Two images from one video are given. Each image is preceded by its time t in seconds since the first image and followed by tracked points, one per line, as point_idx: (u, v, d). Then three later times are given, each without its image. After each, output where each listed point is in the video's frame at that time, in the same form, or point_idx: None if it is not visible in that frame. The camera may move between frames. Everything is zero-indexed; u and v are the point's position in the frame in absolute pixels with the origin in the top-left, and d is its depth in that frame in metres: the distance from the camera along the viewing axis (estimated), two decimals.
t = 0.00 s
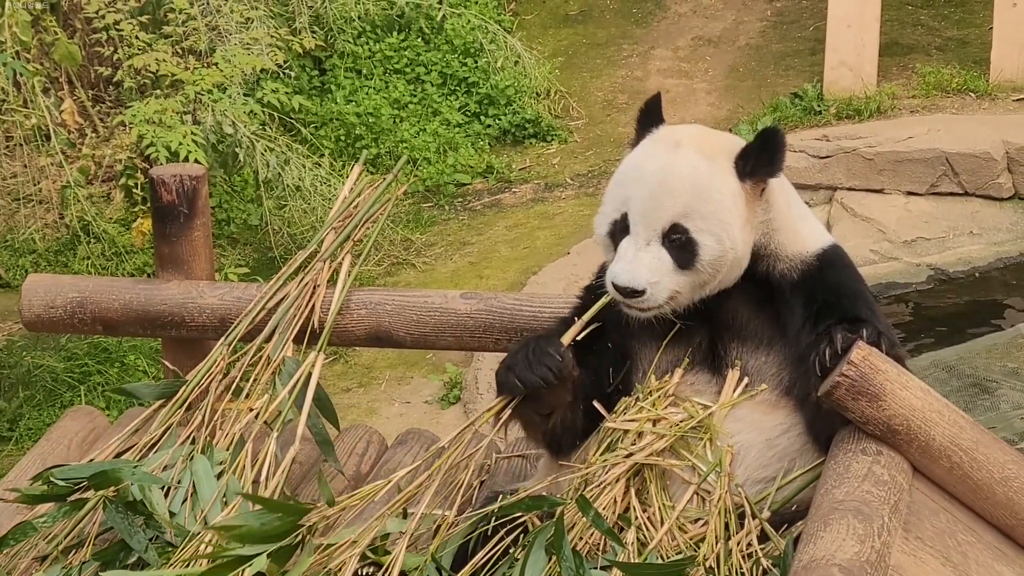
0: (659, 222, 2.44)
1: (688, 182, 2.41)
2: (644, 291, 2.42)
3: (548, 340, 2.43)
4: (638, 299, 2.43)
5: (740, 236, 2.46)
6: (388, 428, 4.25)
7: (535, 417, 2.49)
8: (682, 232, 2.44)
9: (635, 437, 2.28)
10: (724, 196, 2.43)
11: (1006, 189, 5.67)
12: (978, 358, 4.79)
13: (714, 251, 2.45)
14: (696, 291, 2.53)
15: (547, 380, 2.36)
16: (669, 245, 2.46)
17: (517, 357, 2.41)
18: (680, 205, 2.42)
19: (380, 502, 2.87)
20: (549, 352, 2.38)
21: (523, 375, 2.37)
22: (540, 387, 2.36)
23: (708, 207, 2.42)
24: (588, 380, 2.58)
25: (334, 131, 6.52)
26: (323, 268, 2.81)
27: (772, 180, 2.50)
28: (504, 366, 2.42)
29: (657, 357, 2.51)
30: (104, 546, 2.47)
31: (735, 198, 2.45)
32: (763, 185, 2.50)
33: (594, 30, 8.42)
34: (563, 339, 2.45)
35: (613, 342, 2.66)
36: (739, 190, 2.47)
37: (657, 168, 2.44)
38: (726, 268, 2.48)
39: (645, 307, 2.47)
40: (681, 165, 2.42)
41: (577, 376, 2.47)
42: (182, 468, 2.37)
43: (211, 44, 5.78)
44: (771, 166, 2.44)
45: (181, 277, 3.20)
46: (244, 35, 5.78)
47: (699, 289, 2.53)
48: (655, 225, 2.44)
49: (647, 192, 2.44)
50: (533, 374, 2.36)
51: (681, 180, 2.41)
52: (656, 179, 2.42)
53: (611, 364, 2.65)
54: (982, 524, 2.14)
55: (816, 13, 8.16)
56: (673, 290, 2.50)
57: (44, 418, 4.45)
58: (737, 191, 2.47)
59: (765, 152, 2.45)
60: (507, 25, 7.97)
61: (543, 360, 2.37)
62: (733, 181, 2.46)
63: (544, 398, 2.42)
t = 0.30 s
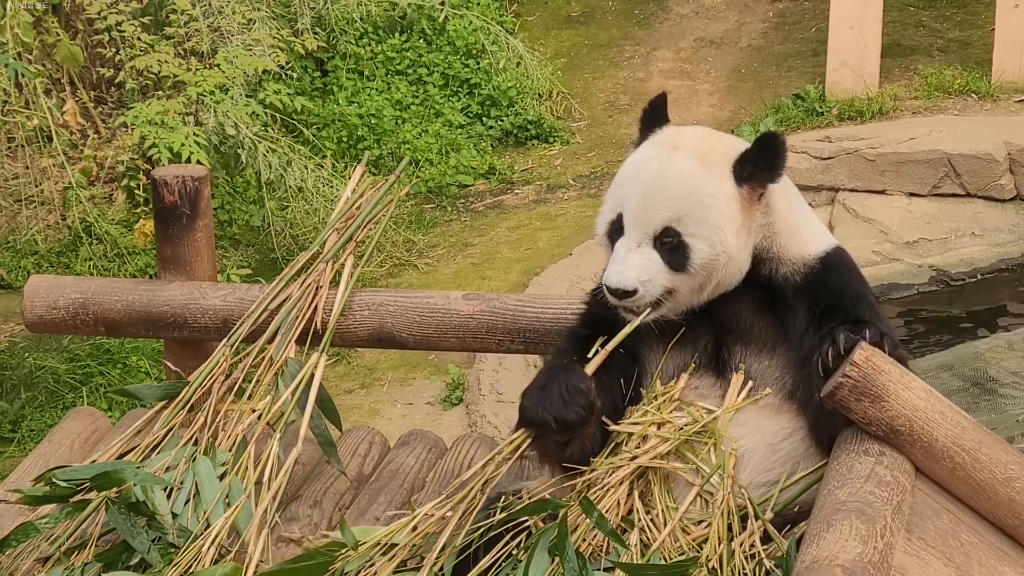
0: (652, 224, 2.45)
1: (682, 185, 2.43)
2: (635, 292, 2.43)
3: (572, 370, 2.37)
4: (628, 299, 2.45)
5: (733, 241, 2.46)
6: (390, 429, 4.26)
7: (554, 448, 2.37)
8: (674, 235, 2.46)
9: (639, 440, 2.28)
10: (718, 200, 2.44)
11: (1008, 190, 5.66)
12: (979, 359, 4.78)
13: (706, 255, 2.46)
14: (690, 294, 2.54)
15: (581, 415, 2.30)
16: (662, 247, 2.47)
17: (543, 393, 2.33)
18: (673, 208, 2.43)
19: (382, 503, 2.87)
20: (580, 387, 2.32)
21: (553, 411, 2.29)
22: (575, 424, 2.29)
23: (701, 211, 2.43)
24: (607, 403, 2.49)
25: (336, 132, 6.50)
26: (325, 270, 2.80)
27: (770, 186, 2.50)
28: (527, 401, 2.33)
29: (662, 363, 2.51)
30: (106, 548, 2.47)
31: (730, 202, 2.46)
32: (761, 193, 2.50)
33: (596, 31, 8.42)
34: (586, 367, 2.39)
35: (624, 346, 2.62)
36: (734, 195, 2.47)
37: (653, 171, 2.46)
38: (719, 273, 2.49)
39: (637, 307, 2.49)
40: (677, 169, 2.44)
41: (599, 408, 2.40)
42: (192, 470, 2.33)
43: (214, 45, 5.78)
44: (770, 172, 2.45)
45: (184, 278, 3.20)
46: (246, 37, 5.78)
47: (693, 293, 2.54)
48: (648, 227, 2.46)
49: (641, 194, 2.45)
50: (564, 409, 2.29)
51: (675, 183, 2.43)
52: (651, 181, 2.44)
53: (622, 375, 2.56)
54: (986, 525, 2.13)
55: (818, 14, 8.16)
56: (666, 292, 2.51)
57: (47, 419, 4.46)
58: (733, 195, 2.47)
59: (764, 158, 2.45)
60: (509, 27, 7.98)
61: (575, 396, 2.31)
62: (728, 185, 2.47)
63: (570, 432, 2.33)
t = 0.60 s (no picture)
0: (637, 225, 2.47)
1: (669, 188, 2.44)
2: (620, 291, 2.48)
3: (605, 354, 2.43)
4: (615, 297, 2.50)
5: (719, 244, 2.46)
6: (391, 429, 4.26)
7: (583, 439, 2.37)
8: (660, 237, 2.47)
9: (642, 440, 2.27)
10: (704, 203, 2.44)
11: (1009, 190, 5.66)
12: (980, 359, 4.78)
13: (691, 258, 2.46)
14: (681, 295, 2.56)
15: (626, 390, 2.37)
16: (649, 248, 2.49)
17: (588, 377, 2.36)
18: (659, 210, 2.45)
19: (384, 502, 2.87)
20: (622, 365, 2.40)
21: (607, 390, 2.33)
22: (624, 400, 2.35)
23: (687, 213, 2.44)
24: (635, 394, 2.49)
25: (337, 132, 6.50)
26: (327, 269, 2.81)
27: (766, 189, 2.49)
28: (577, 387, 2.34)
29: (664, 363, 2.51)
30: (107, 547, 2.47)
31: (718, 206, 2.46)
32: (752, 197, 2.50)
33: (597, 31, 8.42)
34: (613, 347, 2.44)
35: (630, 343, 2.64)
36: (724, 198, 2.47)
37: (642, 172, 2.48)
38: (706, 275, 2.49)
39: (625, 306, 2.53)
40: (665, 171, 2.45)
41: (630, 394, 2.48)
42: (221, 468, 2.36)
43: (214, 45, 5.78)
44: (765, 177, 2.41)
45: (185, 277, 3.20)
46: (247, 36, 5.77)
47: (685, 294, 2.56)
48: (634, 228, 2.48)
49: (629, 195, 2.48)
50: (615, 387, 2.34)
51: (662, 185, 2.44)
52: (638, 182, 2.47)
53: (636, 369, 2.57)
54: (988, 525, 2.13)
55: (819, 14, 8.16)
56: (654, 293, 2.53)
57: (48, 418, 4.45)
58: (723, 198, 2.47)
59: (761, 162, 2.42)
60: (510, 26, 7.98)
61: (620, 374, 2.38)
62: (718, 189, 2.46)
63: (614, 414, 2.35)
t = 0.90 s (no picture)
0: (644, 228, 2.45)
1: (674, 189, 2.42)
2: (629, 295, 2.46)
3: (603, 348, 2.41)
4: (624, 301, 2.47)
5: (726, 243, 2.46)
6: (391, 430, 4.26)
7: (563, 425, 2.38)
8: (667, 238, 2.46)
9: (642, 440, 2.28)
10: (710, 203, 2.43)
11: (1009, 192, 5.66)
12: (981, 361, 4.78)
13: (698, 258, 2.45)
14: (687, 296, 2.54)
15: (612, 390, 2.35)
16: (656, 250, 2.47)
17: (578, 370, 2.35)
18: (665, 212, 2.43)
19: (384, 503, 2.87)
20: (614, 366, 2.38)
21: (590, 386, 2.32)
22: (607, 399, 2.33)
23: (693, 214, 2.43)
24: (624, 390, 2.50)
25: (337, 133, 6.50)
26: (327, 271, 2.81)
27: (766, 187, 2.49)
28: (564, 375, 2.34)
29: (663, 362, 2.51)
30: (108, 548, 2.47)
31: (722, 205, 2.46)
32: (756, 194, 2.49)
33: (597, 31, 8.42)
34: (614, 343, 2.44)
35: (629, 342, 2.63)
36: (728, 197, 2.47)
37: (645, 175, 2.46)
38: (713, 275, 2.49)
39: (632, 308, 2.51)
40: (669, 173, 2.44)
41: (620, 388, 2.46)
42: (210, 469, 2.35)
43: (215, 46, 5.78)
44: (767, 175, 2.43)
45: (185, 278, 3.19)
46: (247, 37, 5.78)
47: (690, 295, 2.54)
48: (641, 231, 2.46)
49: (634, 198, 2.46)
50: (600, 384, 2.33)
51: (667, 187, 2.42)
52: (644, 185, 2.45)
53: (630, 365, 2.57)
54: (989, 527, 2.13)
55: (819, 15, 8.16)
56: (661, 295, 2.52)
57: (48, 419, 4.45)
58: (726, 198, 2.47)
59: (759, 161, 2.43)
60: (510, 27, 7.98)
61: (610, 374, 2.35)
62: (721, 188, 2.46)
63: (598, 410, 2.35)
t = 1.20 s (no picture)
0: (662, 231, 2.43)
1: (685, 187, 2.42)
2: (658, 298, 2.41)
3: (614, 321, 2.38)
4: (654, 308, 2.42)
5: (742, 234, 2.46)
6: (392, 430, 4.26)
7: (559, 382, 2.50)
8: (686, 237, 2.44)
9: (642, 440, 2.28)
10: (721, 196, 2.44)
11: (1011, 191, 5.66)
12: (981, 360, 4.78)
13: (720, 252, 2.44)
14: (709, 295, 2.52)
15: (598, 359, 2.35)
16: (676, 251, 2.45)
17: (574, 326, 2.39)
18: (681, 211, 2.42)
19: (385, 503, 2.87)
20: (610, 338, 2.35)
21: (575, 348, 2.36)
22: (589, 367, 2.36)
23: (708, 209, 2.43)
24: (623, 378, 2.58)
25: (338, 132, 6.51)
26: (328, 270, 2.82)
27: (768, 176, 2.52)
28: (559, 329, 2.41)
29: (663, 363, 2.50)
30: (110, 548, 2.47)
31: (734, 197, 2.46)
32: (761, 182, 2.51)
33: (598, 31, 8.42)
34: (630, 324, 2.38)
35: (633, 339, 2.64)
36: (736, 189, 2.48)
37: (652, 178, 2.45)
38: (735, 269, 2.47)
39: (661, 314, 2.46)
40: (676, 172, 2.44)
41: (622, 362, 2.46)
42: (205, 466, 2.26)
43: (216, 45, 5.77)
44: (764, 161, 2.47)
45: (186, 278, 3.19)
46: (248, 37, 5.78)
47: (712, 293, 2.52)
48: (659, 235, 2.43)
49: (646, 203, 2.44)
50: (584, 347, 2.35)
51: (677, 186, 2.42)
52: (653, 188, 2.43)
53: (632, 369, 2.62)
54: (989, 527, 2.13)
55: (820, 15, 8.16)
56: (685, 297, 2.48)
57: (49, 419, 4.46)
58: (735, 190, 2.48)
59: (757, 148, 2.47)
60: (511, 27, 7.98)
61: (600, 342, 2.35)
62: (729, 181, 2.47)
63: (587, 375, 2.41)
